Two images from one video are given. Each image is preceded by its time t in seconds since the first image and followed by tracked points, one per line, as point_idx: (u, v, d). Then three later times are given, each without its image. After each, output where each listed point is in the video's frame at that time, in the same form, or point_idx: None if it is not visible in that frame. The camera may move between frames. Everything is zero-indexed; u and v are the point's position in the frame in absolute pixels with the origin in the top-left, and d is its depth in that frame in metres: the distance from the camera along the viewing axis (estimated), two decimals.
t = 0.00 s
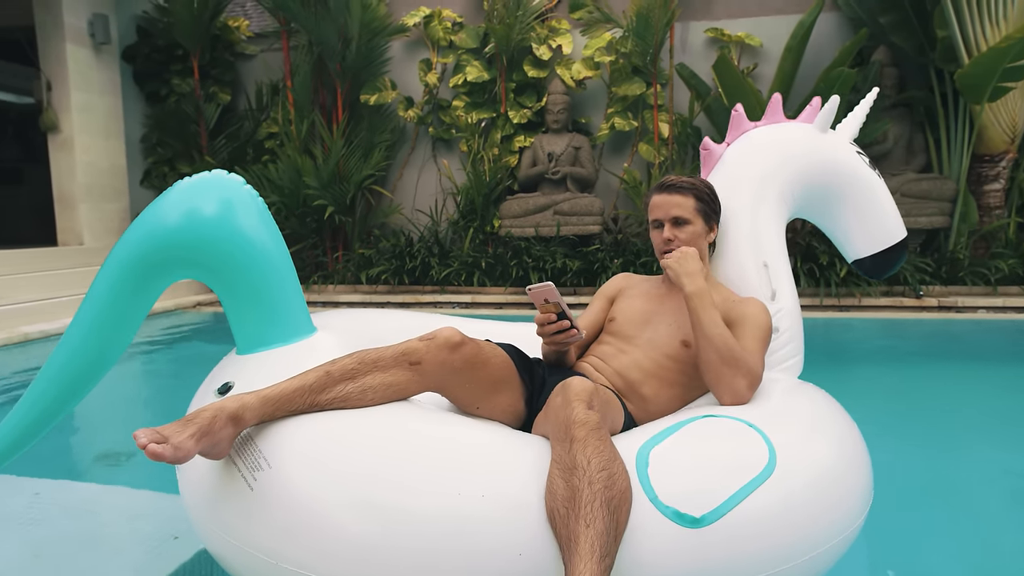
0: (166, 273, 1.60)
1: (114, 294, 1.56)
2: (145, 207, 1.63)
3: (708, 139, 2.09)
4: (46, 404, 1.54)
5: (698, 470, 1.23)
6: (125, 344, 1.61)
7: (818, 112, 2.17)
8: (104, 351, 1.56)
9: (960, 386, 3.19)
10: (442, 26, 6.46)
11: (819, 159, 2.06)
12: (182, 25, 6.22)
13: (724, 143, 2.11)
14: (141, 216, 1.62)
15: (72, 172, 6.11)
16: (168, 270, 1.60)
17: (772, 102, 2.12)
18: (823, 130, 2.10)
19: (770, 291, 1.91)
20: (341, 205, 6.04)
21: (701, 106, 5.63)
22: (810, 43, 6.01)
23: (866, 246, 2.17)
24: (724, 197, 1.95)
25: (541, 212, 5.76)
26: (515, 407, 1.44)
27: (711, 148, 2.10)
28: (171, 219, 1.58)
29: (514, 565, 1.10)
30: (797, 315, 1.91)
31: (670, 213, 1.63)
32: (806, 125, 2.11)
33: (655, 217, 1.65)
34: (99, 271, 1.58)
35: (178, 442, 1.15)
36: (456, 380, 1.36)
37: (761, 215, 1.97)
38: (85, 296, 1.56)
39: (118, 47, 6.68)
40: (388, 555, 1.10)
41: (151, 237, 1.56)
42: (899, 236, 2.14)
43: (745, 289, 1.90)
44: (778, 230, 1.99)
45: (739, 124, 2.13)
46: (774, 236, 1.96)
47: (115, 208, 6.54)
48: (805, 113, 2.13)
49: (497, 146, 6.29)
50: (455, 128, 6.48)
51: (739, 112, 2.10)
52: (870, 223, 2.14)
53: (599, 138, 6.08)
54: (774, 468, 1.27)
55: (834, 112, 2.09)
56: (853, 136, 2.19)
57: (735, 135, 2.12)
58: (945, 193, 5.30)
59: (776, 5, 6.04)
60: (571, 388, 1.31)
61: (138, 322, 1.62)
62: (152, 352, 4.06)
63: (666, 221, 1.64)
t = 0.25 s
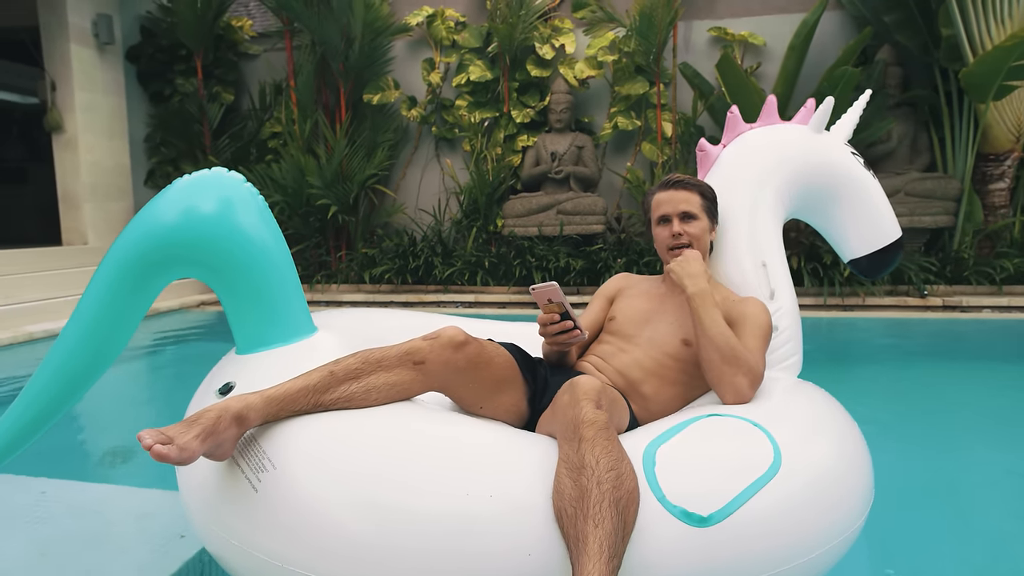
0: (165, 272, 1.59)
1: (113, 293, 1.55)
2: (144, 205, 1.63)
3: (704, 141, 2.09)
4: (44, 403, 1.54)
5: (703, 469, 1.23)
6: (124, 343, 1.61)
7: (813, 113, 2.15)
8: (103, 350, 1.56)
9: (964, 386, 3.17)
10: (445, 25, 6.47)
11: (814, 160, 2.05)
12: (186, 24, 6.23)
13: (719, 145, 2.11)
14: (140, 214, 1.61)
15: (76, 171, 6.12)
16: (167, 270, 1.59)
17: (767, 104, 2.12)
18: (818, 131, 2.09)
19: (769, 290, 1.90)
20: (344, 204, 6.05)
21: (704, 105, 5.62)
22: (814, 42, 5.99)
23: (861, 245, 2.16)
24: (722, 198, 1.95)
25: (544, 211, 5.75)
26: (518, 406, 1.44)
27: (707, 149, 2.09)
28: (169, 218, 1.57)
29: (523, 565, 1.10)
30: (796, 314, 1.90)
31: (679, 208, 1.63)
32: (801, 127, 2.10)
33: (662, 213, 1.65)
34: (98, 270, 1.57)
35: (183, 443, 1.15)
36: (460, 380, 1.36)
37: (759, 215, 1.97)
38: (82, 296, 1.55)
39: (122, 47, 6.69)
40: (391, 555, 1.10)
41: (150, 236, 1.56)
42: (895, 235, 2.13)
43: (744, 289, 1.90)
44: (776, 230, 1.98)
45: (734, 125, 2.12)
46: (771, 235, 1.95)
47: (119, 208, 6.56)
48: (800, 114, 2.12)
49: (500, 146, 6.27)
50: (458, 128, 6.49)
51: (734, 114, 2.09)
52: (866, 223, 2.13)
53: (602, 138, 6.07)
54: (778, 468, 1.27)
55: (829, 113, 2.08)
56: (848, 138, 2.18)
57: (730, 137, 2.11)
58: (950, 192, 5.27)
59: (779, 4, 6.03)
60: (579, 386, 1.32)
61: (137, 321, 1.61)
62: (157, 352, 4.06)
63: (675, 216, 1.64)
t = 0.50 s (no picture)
0: (166, 272, 1.59)
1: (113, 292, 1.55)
2: (144, 205, 1.62)
3: (703, 141, 2.08)
4: (43, 403, 1.54)
5: (711, 469, 1.22)
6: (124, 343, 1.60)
7: (810, 114, 2.15)
8: (102, 351, 1.55)
9: (971, 386, 3.16)
10: (450, 25, 6.47)
11: (812, 160, 2.04)
12: (192, 25, 6.24)
13: (719, 144, 2.10)
14: (141, 213, 1.61)
15: (82, 172, 6.15)
16: (167, 269, 1.59)
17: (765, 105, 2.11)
18: (815, 132, 2.09)
19: (769, 289, 1.89)
20: (349, 204, 6.06)
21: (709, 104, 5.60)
22: (820, 40, 5.97)
23: (856, 246, 2.15)
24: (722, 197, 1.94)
25: (549, 211, 5.75)
26: (523, 406, 1.44)
27: (706, 149, 2.08)
28: (170, 217, 1.57)
29: (535, 566, 1.10)
30: (796, 313, 1.90)
31: (680, 206, 1.63)
32: (799, 127, 2.09)
33: (664, 211, 1.64)
34: (97, 269, 1.57)
35: (192, 446, 1.14)
36: (466, 380, 1.36)
37: (759, 215, 1.96)
38: (81, 296, 1.55)
39: (128, 48, 6.72)
40: (396, 555, 1.10)
41: (151, 236, 1.56)
42: (892, 236, 2.12)
43: (744, 289, 1.89)
44: (775, 230, 1.97)
45: (733, 126, 2.11)
46: (771, 235, 1.94)
47: (124, 208, 6.58)
48: (797, 115, 2.12)
49: (505, 145, 6.27)
50: (463, 128, 6.49)
51: (733, 114, 2.08)
52: (864, 224, 2.12)
53: (606, 137, 6.07)
54: (785, 468, 1.27)
55: (826, 115, 2.08)
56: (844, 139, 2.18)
57: (729, 137, 2.10)
58: (957, 191, 5.25)
59: (785, 3, 6.01)
60: (590, 386, 1.32)
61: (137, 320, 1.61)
62: (163, 351, 4.08)
63: (676, 214, 1.63)
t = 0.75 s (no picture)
0: (166, 272, 1.60)
1: (114, 292, 1.56)
2: (144, 204, 1.63)
3: (701, 141, 2.09)
4: (45, 403, 1.55)
5: (716, 468, 1.22)
6: (125, 343, 1.61)
7: (807, 114, 2.15)
8: (102, 352, 1.56)
9: (975, 386, 3.15)
10: (453, 25, 6.47)
11: (810, 160, 2.04)
12: (195, 25, 6.26)
13: (717, 144, 2.11)
14: (141, 213, 1.61)
15: (86, 171, 6.17)
16: (168, 269, 1.59)
17: (762, 105, 2.11)
18: (812, 132, 2.09)
19: (768, 288, 1.89)
20: (352, 204, 6.07)
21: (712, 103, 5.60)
22: (823, 40, 5.96)
23: (852, 245, 2.15)
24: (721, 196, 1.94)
25: (552, 210, 5.75)
26: (526, 405, 1.44)
27: (705, 149, 2.09)
28: (169, 217, 1.57)
29: (543, 565, 1.10)
30: (795, 312, 1.90)
31: (678, 206, 1.63)
32: (796, 127, 2.09)
33: (662, 211, 1.64)
34: (98, 268, 1.57)
35: (199, 448, 1.14)
36: (470, 380, 1.36)
37: (757, 215, 1.96)
38: (81, 297, 1.56)
39: (132, 48, 6.74)
40: (400, 555, 1.11)
41: (151, 236, 1.56)
42: (887, 236, 2.13)
43: (743, 288, 1.89)
44: (773, 229, 1.97)
45: (730, 126, 2.12)
46: (769, 234, 1.94)
47: (128, 208, 6.60)
48: (794, 115, 2.12)
49: (508, 145, 6.30)
50: (466, 127, 6.49)
51: (730, 114, 2.09)
52: (861, 224, 2.13)
53: (609, 137, 6.06)
54: (788, 467, 1.27)
55: (824, 114, 2.07)
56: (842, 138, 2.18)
57: (727, 138, 2.11)
58: (961, 191, 5.24)
59: (788, 2, 6.00)
60: (596, 385, 1.32)
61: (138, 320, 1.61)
62: (167, 351, 4.10)
63: (675, 213, 1.63)
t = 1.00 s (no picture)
0: (166, 272, 1.60)
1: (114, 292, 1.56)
2: (143, 204, 1.63)
3: (699, 141, 2.08)
4: (45, 403, 1.55)
5: (717, 466, 1.22)
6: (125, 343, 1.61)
7: (804, 115, 2.15)
8: (101, 353, 1.56)
9: (978, 384, 3.14)
10: (455, 24, 6.46)
11: (808, 159, 2.04)
12: (198, 25, 6.26)
13: (715, 144, 2.10)
14: (140, 213, 1.61)
15: (90, 172, 6.18)
16: (167, 269, 1.59)
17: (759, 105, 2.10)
18: (809, 132, 2.09)
19: (767, 287, 1.89)
20: (355, 204, 6.07)
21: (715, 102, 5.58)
22: (826, 38, 5.94)
23: (850, 245, 2.14)
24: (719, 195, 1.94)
25: (555, 209, 5.74)
26: (526, 404, 1.44)
27: (703, 149, 2.09)
28: (169, 218, 1.58)
29: (545, 564, 1.10)
30: (793, 310, 1.90)
31: (677, 204, 1.62)
32: (793, 127, 2.09)
33: (661, 209, 1.63)
34: (97, 269, 1.57)
35: (201, 447, 1.14)
36: (471, 379, 1.36)
37: (755, 213, 1.96)
38: (80, 298, 1.56)
39: (134, 48, 6.75)
40: (401, 554, 1.11)
41: (150, 235, 1.56)
42: (884, 235, 2.12)
43: (742, 287, 1.88)
44: (772, 227, 1.97)
45: (728, 126, 2.11)
46: (767, 232, 1.94)
47: (131, 208, 6.62)
48: (792, 115, 2.12)
49: (510, 144, 6.29)
50: (468, 127, 6.49)
51: (728, 114, 2.08)
52: (859, 223, 2.12)
53: (612, 136, 6.06)
54: (789, 465, 1.26)
55: (821, 114, 2.07)
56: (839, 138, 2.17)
57: (725, 137, 2.11)
58: (965, 189, 5.21)
59: (791, 0, 5.98)
60: (596, 383, 1.31)
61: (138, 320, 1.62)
62: (170, 350, 4.11)
63: (673, 212, 1.62)
